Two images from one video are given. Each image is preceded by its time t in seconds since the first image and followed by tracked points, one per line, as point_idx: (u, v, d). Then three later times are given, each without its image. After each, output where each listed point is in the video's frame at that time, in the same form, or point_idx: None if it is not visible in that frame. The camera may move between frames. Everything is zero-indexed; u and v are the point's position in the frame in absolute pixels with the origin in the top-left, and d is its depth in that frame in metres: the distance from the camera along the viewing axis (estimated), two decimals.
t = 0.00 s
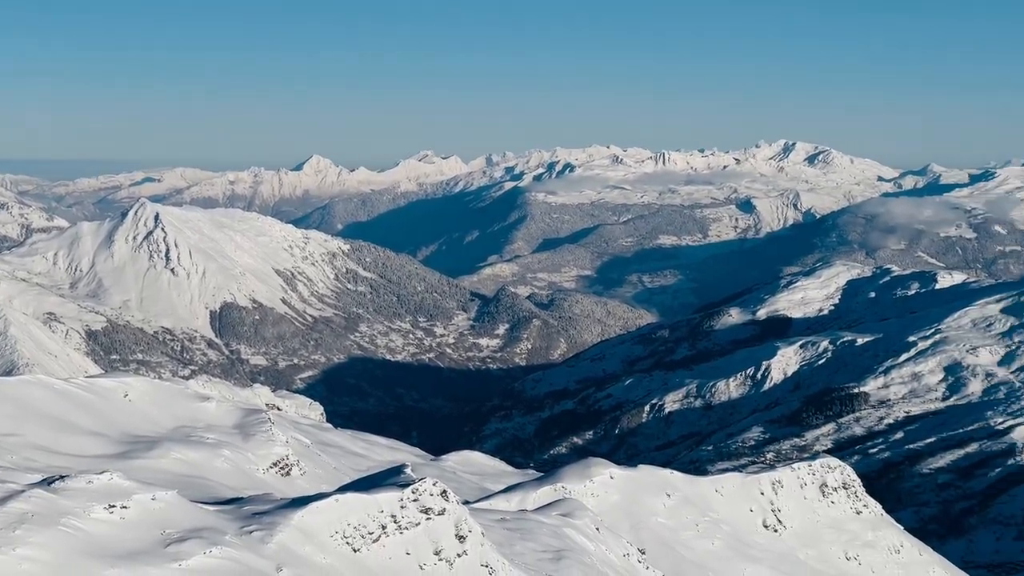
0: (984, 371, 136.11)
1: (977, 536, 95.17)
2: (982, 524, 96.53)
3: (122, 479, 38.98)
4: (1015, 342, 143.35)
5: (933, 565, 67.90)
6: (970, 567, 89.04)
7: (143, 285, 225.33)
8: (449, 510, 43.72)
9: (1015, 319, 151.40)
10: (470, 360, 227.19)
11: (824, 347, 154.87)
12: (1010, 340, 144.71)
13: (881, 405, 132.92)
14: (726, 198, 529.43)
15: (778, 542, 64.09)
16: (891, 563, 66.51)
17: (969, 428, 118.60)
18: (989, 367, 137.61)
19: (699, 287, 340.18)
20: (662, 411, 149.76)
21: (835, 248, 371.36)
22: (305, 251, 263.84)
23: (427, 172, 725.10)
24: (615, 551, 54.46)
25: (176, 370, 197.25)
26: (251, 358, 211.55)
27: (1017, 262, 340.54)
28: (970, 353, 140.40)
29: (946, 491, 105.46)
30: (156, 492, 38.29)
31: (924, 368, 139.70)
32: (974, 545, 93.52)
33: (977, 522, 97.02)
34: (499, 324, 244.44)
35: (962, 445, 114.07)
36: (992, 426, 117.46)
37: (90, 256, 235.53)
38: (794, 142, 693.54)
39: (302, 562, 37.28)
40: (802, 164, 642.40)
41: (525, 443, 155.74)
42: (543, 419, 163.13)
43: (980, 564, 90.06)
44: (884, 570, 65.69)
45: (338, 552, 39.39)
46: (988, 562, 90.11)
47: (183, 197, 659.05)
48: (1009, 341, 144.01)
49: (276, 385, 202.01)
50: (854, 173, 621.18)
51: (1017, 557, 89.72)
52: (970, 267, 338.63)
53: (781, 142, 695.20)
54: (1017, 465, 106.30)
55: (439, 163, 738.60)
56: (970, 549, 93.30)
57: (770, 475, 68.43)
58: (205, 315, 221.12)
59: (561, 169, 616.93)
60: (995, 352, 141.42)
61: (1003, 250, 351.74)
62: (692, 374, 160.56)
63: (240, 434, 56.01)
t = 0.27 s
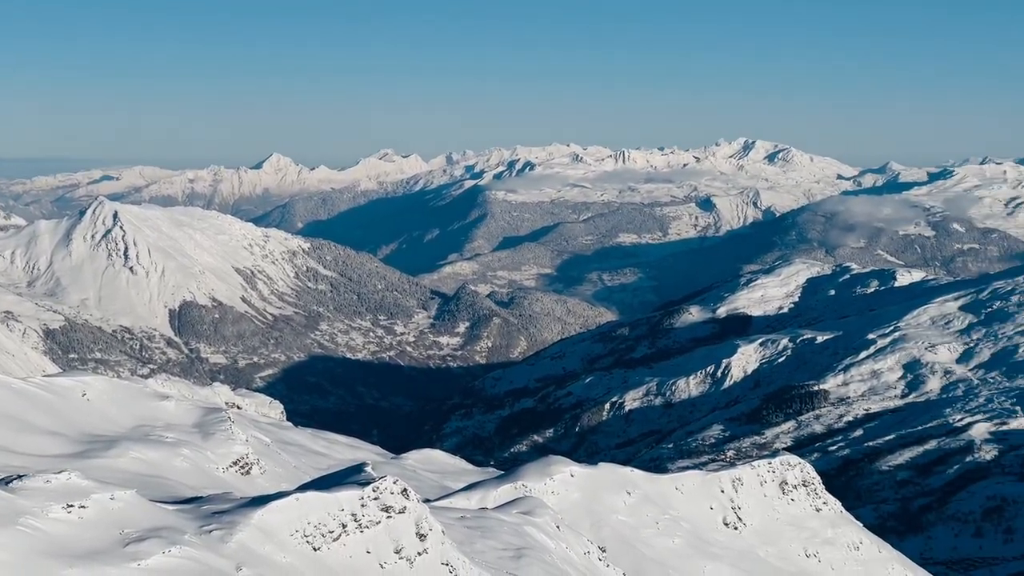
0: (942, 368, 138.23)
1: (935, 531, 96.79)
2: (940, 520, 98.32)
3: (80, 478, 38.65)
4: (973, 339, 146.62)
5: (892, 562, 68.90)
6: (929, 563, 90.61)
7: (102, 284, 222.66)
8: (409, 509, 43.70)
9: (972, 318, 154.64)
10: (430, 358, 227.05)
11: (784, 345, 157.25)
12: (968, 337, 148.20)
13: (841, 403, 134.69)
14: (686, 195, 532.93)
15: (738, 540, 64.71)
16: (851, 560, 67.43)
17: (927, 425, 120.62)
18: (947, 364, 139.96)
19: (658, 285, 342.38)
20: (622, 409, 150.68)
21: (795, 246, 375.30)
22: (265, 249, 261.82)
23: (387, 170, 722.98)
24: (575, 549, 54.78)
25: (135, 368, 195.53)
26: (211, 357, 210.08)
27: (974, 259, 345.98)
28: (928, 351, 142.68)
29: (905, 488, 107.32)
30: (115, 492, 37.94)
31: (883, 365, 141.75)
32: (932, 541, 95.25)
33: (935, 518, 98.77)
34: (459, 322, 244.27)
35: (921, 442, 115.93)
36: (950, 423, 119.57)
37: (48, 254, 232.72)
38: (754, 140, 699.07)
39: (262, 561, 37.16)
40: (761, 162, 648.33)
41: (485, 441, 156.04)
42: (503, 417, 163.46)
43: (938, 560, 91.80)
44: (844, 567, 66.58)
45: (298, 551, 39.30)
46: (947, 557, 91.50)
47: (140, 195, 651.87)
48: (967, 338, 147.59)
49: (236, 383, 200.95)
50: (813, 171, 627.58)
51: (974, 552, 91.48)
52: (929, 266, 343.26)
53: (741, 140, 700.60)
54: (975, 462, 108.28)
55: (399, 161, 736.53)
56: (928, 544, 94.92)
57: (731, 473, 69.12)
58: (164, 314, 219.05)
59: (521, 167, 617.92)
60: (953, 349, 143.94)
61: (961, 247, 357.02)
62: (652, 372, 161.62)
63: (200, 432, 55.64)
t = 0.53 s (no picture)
0: (901, 366, 140.29)
1: (894, 528, 98.37)
2: (898, 517, 99.95)
3: (38, 478, 38.29)
4: (931, 337, 149.43)
5: (850, 559, 69.81)
6: (888, 560, 92.13)
7: (59, 282, 219.55)
8: (369, 507, 43.70)
9: (931, 315, 157.43)
10: (390, 356, 226.57)
11: (743, 343, 158.89)
12: (927, 334, 151.04)
13: (800, 400, 136.28)
14: (646, 194, 535.50)
15: (698, 537, 65.33)
16: (809, 558, 68.28)
17: (887, 423, 122.47)
18: (905, 362, 142.15)
19: (618, 283, 343.91)
20: (582, 407, 151.37)
21: (755, 244, 378.55)
22: (225, 247, 259.27)
23: (346, 168, 719.62)
24: (535, 547, 55.02)
25: (94, 367, 193.83)
26: (170, 356, 208.61)
27: (933, 257, 350.68)
28: (887, 349, 144.88)
29: (865, 484, 108.95)
30: (73, 492, 37.61)
31: (843, 363, 143.64)
32: (891, 538, 96.78)
33: (893, 515, 100.35)
34: (419, 320, 243.81)
35: (880, 440, 117.72)
36: (910, 421, 121.53)
37: (5, 253, 230.00)
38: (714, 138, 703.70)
39: (221, 560, 37.05)
40: (721, 160, 653.00)
41: (445, 439, 156.19)
42: (463, 416, 163.57)
43: (897, 556, 93.36)
44: (803, 564, 67.39)
45: (257, 550, 39.21)
46: (905, 554, 93.13)
47: (97, 193, 643.40)
48: (926, 335, 150.43)
49: (195, 382, 199.96)
50: (772, 169, 632.87)
51: (932, 549, 93.15)
52: (887, 263, 347.60)
53: (701, 138, 705.03)
54: (933, 459, 110.18)
55: (359, 160, 733.20)
56: (887, 541, 96.50)
57: (691, 471, 69.73)
58: (123, 313, 216.69)
59: (481, 165, 617.79)
60: (912, 347, 146.34)
61: (920, 245, 361.65)
62: (613, 370, 162.46)
63: (159, 431, 55.24)
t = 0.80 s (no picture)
0: (866, 364, 142.02)
1: (858, 525, 99.65)
2: (863, 514, 101.20)
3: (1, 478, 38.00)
4: (896, 335, 151.62)
5: (814, 557, 70.58)
6: (852, 557, 93.32)
7: (22, 281, 216.95)
8: (335, 506, 43.57)
9: (895, 313, 159.75)
10: (355, 355, 225.98)
11: (708, 341, 159.98)
12: (891, 333, 153.19)
13: (765, 399, 137.48)
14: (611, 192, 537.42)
15: (663, 535, 65.83)
16: (775, 555, 68.93)
17: (851, 421, 124.07)
18: (870, 360, 143.95)
19: (584, 282, 345.09)
20: (547, 406, 151.83)
21: (720, 243, 381.38)
22: (189, 246, 256.77)
23: (311, 167, 716.42)
24: (500, 546, 55.21)
25: (57, 366, 192.49)
26: (134, 355, 207.30)
27: (897, 255, 354.91)
28: (852, 347, 146.63)
29: (829, 482, 110.26)
30: (37, 491, 37.34)
31: (807, 362, 145.19)
32: (856, 535, 97.98)
33: (858, 513, 101.51)
34: (384, 319, 243.18)
35: (845, 439, 119.24)
36: (874, 419, 123.20)
37: None
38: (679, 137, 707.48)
39: (185, 560, 36.95)
40: (686, 159, 656.61)
41: (410, 437, 156.27)
42: (429, 414, 163.54)
43: (861, 554, 94.57)
44: (768, 562, 68.03)
45: (222, 550, 39.16)
46: (869, 551, 94.42)
47: (59, 192, 635.94)
48: (890, 334, 152.60)
49: (160, 380, 198.95)
50: (738, 168, 637.23)
51: (896, 547, 94.49)
52: (852, 262, 351.28)
53: (666, 137, 708.48)
54: (897, 458, 111.75)
55: (325, 159, 729.96)
56: (851, 538, 97.74)
57: (655, 469, 70.26)
58: (87, 312, 214.70)
59: (446, 164, 617.60)
60: (877, 345, 148.32)
61: (884, 244, 365.82)
62: (578, 368, 163.05)
63: (123, 431, 54.86)
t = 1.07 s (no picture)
0: (826, 362, 143.77)
1: (819, 523, 100.99)
2: (823, 512, 102.62)
3: None
4: (856, 333, 153.71)
5: (774, 554, 71.34)
6: (813, 555, 94.55)
7: None
8: (296, 505, 43.40)
9: (856, 311, 161.98)
10: (316, 354, 225.05)
11: (669, 339, 160.98)
12: (852, 331, 155.22)
13: (726, 397, 138.74)
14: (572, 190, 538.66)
15: (624, 533, 66.35)
16: (735, 553, 69.65)
17: (812, 419, 125.66)
18: (830, 358, 145.75)
19: (545, 280, 345.78)
20: (508, 404, 152.06)
21: (680, 241, 383.68)
22: (149, 244, 253.89)
23: (272, 165, 711.07)
24: (462, 544, 55.40)
25: (16, 365, 190.16)
26: (94, 353, 205.55)
27: (857, 252, 358.85)
28: (812, 345, 148.34)
29: (790, 480, 111.61)
30: None
31: (768, 359, 146.67)
32: (816, 533, 99.36)
33: (818, 511, 102.93)
34: (345, 318, 242.22)
35: (805, 436, 120.78)
36: (834, 416, 124.91)
37: None
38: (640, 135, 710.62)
39: (146, 560, 36.84)
40: (647, 156, 659.50)
41: (372, 436, 155.94)
42: (390, 412, 163.26)
43: (821, 551, 95.94)
44: (728, 559, 68.74)
45: (183, 549, 39.05)
46: (830, 548, 95.72)
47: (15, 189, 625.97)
48: (851, 331, 154.60)
49: (120, 379, 197.41)
50: (698, 165, 641.20)
51: (856, 544, 95.95)
52: (812, 260, 354.94)
53: (627, 135, 711.25)
54: (857, 455, 113.37)
55: (285, 157, 725.01)
56: (812, 536, 99.00)
57: (617, 467, 70.77)
58: (46, 310, 211.52)
59: (407, 162, 615.79)
60: (837, 343, 150.17)
61: (844, 242, 369.62)
62: (539, 366, 163.45)
63: (83, 430, 54.35)
